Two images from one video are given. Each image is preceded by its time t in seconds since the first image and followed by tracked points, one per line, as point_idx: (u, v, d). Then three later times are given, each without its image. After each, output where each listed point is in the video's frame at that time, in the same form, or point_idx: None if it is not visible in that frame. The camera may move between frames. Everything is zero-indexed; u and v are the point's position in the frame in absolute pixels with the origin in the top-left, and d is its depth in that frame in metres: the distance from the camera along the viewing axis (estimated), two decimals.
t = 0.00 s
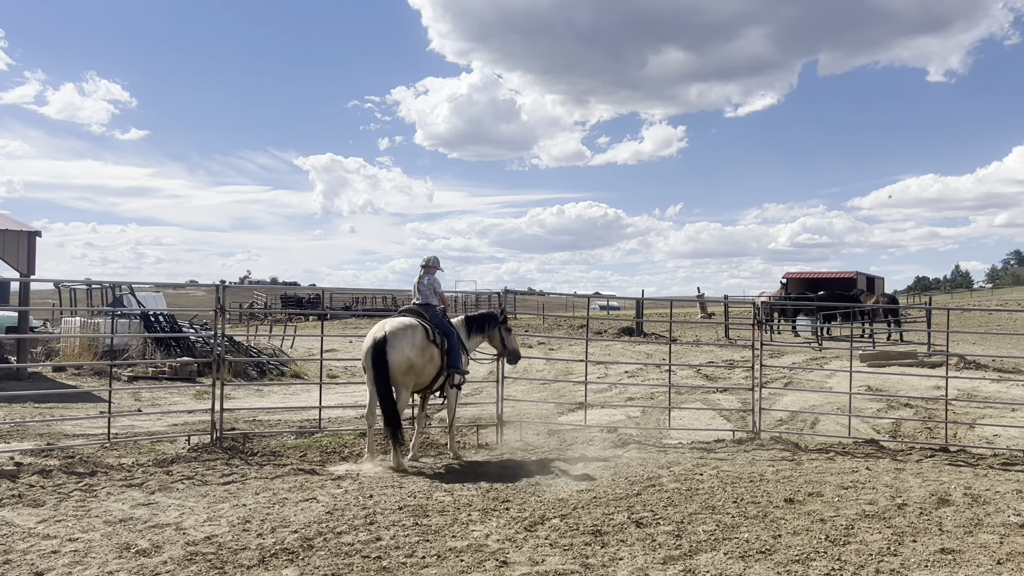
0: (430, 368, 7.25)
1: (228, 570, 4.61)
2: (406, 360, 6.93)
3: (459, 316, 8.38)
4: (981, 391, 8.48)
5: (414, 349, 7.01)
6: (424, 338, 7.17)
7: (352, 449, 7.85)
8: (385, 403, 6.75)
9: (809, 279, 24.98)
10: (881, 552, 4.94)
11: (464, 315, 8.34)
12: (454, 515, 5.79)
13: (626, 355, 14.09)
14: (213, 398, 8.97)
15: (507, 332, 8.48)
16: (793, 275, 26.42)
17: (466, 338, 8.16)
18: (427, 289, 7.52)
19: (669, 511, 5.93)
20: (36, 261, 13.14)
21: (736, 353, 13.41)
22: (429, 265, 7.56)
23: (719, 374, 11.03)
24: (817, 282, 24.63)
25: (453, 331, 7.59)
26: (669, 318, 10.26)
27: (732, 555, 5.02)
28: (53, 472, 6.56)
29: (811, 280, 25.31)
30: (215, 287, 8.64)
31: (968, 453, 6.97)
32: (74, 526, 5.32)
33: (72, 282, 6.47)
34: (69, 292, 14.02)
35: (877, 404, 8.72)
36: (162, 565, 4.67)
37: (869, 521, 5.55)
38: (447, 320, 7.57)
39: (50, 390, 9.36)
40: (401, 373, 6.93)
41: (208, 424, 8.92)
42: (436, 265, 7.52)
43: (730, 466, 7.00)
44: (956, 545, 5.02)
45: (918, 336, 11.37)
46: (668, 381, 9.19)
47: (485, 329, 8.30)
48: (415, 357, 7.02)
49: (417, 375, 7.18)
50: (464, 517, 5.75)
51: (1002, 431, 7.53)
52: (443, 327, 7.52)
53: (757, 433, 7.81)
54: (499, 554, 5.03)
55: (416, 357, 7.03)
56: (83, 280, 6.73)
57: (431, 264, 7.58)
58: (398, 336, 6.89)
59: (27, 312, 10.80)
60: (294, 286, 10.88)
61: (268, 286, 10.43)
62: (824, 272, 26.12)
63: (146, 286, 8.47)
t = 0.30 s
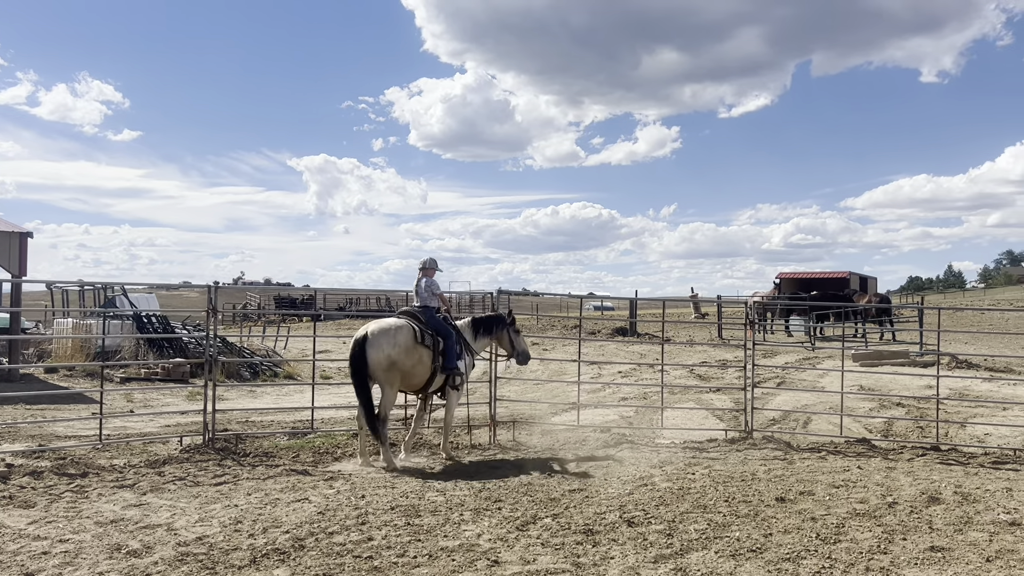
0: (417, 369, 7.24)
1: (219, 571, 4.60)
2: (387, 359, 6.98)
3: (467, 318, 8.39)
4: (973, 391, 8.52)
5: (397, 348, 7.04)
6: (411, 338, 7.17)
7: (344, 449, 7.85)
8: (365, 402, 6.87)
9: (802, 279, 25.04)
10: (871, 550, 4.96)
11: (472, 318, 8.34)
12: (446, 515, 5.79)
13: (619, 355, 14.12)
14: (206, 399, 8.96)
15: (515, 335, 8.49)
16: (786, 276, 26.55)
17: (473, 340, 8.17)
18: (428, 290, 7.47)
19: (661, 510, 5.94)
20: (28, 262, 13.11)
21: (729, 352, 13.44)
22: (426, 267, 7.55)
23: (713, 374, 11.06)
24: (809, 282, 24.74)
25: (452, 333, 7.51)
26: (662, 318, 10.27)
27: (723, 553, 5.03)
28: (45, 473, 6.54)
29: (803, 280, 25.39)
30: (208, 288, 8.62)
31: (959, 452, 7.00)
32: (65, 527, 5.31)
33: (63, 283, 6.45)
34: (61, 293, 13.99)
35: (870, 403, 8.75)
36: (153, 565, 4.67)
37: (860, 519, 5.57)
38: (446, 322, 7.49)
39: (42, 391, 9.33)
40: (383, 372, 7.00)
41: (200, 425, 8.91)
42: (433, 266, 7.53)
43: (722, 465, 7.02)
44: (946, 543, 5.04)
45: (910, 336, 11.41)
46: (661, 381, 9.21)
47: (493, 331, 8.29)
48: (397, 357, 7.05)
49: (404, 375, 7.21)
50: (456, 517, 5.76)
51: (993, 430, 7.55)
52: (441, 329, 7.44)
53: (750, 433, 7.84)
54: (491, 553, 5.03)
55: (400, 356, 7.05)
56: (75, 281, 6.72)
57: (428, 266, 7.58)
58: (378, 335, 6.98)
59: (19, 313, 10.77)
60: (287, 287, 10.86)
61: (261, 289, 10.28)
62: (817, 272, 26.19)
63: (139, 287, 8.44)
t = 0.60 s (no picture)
0: (411, 371, 7.22)
1: (211, 571, 4.60)
2: (377, 361, 7.03)
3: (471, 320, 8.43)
4: (964, 389, 8.57)
5: (389, 351, 7.06)
6: (405, 341, 7.18)
7: (337, 450, 7.85)
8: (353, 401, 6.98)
9: (795, 279, 25.11)
10: (863, 548, 4.98)
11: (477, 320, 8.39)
12: (439, 515, 5.80)
13: (613, 355, 14.15)
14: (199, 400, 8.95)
15: (520, 338, 8.61)
16: (779, 276, 26.65)
17: (478, 341, 8.20)
18: (431, 290, 7.41)
19: (654, 509, 5.96)
20: (20, 263, 13.05)
21: (722, 352, 13.47)
22: (429, 269, 7.55)
23: (706, 374, 11.09)
24: (803, 282, 24.83)
25: (450, 336, 7.49)
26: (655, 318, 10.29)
27: (715, 552, 5.05)
28: (36, 474, 6.52)
29: (797, 280, 25.48)
30: (200, 288, 8.61)
31: (951, 451, 7.04)
32: (56, 528, 5.29)
33: (54, 283, 6.42)
34: (53, 295, 13.93)
35: (862, 402, 8.79)
36: (145, 566, 4.66)
37: (851, 517, 5.60)
38: (445, 325, 7.48)
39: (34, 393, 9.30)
40: (374, 374, 7.06)
41: (194, 426, 8.89)
42: (436, 268, 7.53)
43: (714, 464, 7.04)
44: (937, 541, 5.07)
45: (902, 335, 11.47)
46: (654, 381, 9.23)
47: (498, 334, 8.34)
48: (389, 360, 7.07)
49: (399, 376, 7.22)
50: (450, 517, 5.76)
51: (984, 429, 7.60)
52: (440, 331, 7.44)
53: (742, 431, 7.86)
54: (483, 553, 5.04)
55: (392, 359, 7.07)
56: (66, 282, 6.69)
57: (430, 268, 7.59)
58: (370, 337, 7.04)
59: (10, 313, 10.72)
60: (280, 287, 10.85)
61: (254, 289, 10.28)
62: (811, 272, 26.28)
63: (132, 287, 8.42)
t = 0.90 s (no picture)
0: (415, 371, 7.24)
1: (204, 572, 4.58)
2: (380, 363, 7.04)
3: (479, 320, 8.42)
4: (956, 387, 8.62)
5: (391, 353, 7.07)
6: (408, 342, 7.18)
7: (331, 450, 7.85)
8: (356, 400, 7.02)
9: (789, 278, 25.16)
10: (856, 546, 5.01)
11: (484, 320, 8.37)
12: (433, 515, 5.79)
13: (607, 354, 14.18)
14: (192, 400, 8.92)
15: (526, 337, 8.54)
16: (772, 275, 26.76)
17: (485, 342, 8.17)
18: (432, 290, 7.40)
19: (648, 508, 5.98)
20: (10, 263, 12.97)
21: (715, 352, 13.52)
22: (430, 270, 7.54)
23: (699, 373, 11.13)
24: (797, 281, 24.91)
25: (454, 336, 7.46)
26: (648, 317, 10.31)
27: (709, 551, 5.07)
28: (28, 475, 6.48)
29: (790, 279, 25.58)
30: (192, 288, 8.58)
31: (943, 449, 7.08)
32: (48, 530, 5.26)
33: (45, 284, 6.38)
34: (44, 295, 13.86)
35: (854, 400, 8.84)
36: (138, 567, 4.64)
37: (845, 515, 5.63)
38: (449, 325, 7.45)
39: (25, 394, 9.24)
40: (377, 375, 7.09)
41: (186, 427, 8.86)
42: (437, 269, 7.52)
43: (708, 463, 7.07)
44: (930, 539, 5.10)
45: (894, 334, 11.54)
46: (648, 380, 9.26)
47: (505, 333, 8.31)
48: (392, 361, 7.09)
49: (402, 377, 7.24)
50: (444, 516, 5.76)
51: (976, 427, 7.65)
52: (444, 332, 7.42)
53: (736, 430, 7.89)
54: (478, 553, 5.04)
55: (394, 361, 7.08)
56: (58, 282, 6.65)
57: (432, 269, 7.58)
58: (373, 339, 7.06)
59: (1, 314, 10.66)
60: (273, 287, 10.82)
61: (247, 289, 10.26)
62: (805, 271, 26.38)
63: (123, 288, 8.38)
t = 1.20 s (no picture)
0: (425, 375, 7.24)
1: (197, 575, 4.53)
2: (392, 367, 6.98)
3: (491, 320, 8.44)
4: (946, 386, 8.68)
5: (404, 356, 7.03)
6: (419, 345, 7.16)
7: (323, 451, 7.80)
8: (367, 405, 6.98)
9: (778, 278, 25.31)
10: (849, 545, 5.03)
11: (496, 320, 8.38)
12: (426, 516, 5.76)
13: (599, 354, 14.20)
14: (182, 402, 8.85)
15: (539, 338, 8.52)
16: (763, 275, 26.85)
17: (497, 341, 8.19)
18: (437, 294, 7.40)
19: (642, 508, 5.98)
20: None
21: (706, 351, 13.58)
22: (435, 273, 7.52)
23: (691, 372, 11.17)
24: (787, 280, 25.05)
25: (464, 337, 7.45)
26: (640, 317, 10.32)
27: (703, 550, 5.07)
28: (18, 478, 6.40)
29: (781, 279, 25.71)
30: (183, 289, 8.52)
31: (934, 447, 7.14)
32: (39, 533, 5.18)
33: (35, 285, 6.29)
34: (32, 296, 13.71)
35: (845, 399, 8.89)
36: (130, 571, 4.58)
37: (838, 514, 5.66)
38: (459, 327, 7.43)
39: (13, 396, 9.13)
40: (390, 379, 7.02)
41: (177, 428, 8.79)
42: (442, 272, 7.48)
43: (700, 462, 7.09)
44: (923, 537, 5.13)
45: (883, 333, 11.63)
46: (640, 380, 9.28)
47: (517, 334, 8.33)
48: (403, 365, 7.03)
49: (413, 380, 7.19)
50: (437, 518, 5.73)
51: (967, 426, 7.71)
52: (453, 333, 7.40)
53: (728, 429, 7.92)
54: (472, 554, 5.02)
55: (406, 364, 7.05)
56: (47, 283, 6.56)
57: (437, 271, 7.57)
58: (386, 342, 7.00)
59: None
60: (264, 288, 10.75)
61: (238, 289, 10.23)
62: (793, 270, 26.57)
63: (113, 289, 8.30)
